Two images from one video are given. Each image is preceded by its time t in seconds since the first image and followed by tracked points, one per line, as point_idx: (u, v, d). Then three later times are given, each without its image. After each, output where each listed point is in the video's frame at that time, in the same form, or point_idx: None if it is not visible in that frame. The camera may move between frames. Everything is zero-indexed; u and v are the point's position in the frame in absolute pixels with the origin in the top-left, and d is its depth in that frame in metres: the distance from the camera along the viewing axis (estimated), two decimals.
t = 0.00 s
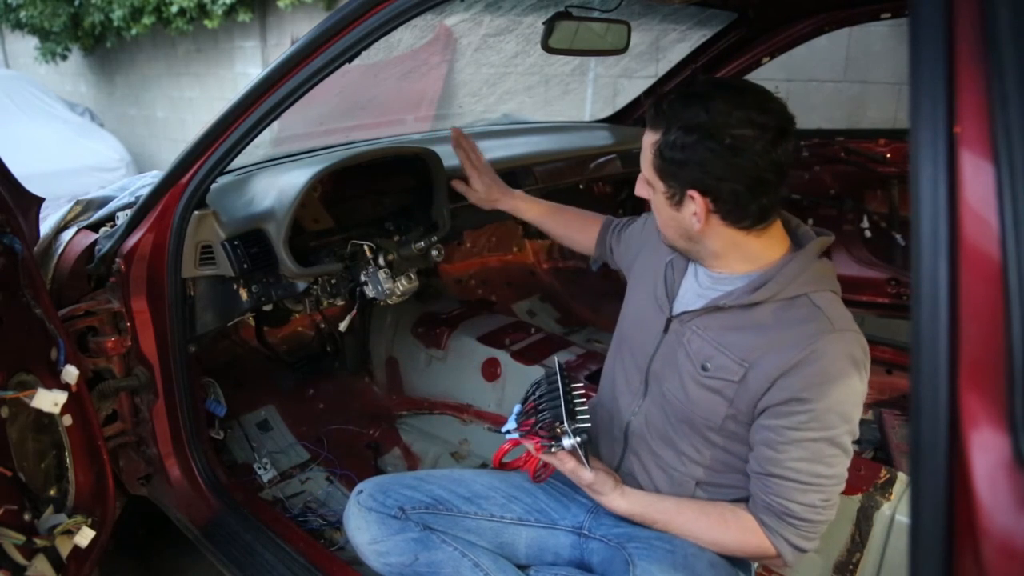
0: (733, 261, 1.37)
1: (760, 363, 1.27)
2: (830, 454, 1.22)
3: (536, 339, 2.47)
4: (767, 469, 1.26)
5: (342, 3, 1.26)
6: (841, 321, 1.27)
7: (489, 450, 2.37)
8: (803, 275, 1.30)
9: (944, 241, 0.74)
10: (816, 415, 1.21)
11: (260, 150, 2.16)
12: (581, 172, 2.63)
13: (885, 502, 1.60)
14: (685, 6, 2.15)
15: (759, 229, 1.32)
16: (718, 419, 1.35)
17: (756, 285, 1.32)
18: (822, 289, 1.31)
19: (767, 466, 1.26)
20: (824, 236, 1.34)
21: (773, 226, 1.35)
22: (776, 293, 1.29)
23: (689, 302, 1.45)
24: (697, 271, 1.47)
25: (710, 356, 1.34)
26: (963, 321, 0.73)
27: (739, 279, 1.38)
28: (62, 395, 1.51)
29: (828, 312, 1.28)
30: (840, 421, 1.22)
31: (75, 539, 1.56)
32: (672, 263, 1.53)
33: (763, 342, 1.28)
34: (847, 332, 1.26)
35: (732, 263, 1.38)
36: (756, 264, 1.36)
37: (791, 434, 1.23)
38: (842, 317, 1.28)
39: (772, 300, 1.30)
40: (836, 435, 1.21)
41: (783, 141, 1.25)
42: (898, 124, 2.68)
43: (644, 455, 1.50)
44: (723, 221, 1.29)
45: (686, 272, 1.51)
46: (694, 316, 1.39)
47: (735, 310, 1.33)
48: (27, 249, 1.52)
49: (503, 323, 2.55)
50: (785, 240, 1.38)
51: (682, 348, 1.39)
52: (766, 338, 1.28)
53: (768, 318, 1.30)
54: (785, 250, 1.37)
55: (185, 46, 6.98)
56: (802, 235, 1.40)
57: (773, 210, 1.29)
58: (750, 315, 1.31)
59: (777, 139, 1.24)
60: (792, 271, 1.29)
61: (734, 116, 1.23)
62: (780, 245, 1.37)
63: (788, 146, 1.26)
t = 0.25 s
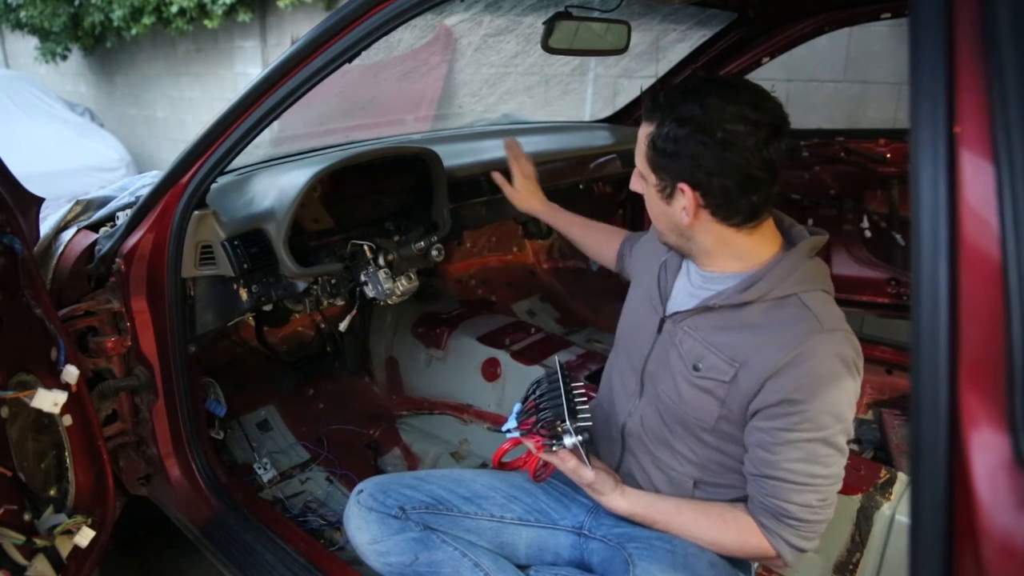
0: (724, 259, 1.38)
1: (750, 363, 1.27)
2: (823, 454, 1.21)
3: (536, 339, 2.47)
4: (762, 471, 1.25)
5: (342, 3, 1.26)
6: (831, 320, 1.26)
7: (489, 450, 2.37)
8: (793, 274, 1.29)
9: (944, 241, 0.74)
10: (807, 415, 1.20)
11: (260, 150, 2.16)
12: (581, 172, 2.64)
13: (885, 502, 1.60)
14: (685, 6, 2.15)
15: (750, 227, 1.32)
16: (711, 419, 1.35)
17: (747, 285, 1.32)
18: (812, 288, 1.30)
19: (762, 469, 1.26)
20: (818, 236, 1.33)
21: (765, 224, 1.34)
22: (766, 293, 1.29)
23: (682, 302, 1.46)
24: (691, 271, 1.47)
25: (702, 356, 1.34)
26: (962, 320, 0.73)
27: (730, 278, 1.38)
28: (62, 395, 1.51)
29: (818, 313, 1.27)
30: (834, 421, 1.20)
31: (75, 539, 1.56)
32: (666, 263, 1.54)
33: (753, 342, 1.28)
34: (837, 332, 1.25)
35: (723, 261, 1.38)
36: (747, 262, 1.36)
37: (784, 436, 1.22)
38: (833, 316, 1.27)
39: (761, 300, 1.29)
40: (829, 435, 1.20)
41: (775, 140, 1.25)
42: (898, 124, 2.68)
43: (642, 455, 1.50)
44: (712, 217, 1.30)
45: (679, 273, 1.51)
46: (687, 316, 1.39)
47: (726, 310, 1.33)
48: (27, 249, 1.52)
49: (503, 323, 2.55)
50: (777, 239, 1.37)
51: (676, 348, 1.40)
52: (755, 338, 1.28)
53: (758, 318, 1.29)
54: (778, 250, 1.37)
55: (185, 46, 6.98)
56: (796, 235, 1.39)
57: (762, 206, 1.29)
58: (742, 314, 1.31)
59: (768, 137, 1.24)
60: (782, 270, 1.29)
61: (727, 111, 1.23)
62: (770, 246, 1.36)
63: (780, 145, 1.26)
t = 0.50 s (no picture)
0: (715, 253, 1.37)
1: (738, 356, 1.28)
2: (810, 447, 1.21)
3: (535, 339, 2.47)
4: (753, 464, 1.25)
5: (342, 3, 1.26)
6: (818, 313, 1.26)
7: (489, 450, 2.37)
8: (782, 268, 1.29)
9: (944, 241, 0.74)
10: (795, 408, 1.20)
11: (260, 150, 2.16)
12: (581, 172, 2.66)
13: (885, 502, 1.59)
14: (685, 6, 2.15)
15: (742, 219, 1.32)
16: (702, 413, 1.35)
17: (737, 279, 1.32)
18: (801, 281, 1.30)
19: (753, 462, 1.26)
20: (813, 233, 1.32)
21: (757, 218, 1.34)
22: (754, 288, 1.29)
23: (677, 296, 1.46)
24: (685, 267, 1.48)
25: (693, 350, 1.35)
26: (962, 320, 0.73)
27: (722, 273, 1.38)
28: (62, 395, 1.51)
29: (805, 306, 1.26)
30: (823, 414, 1.20)
31: (75, 538, 1.56)
32: (663, 261, 1.55)
33: (742, 335, 1.28)
34: (824, 325, 1.25)
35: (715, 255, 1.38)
36: (739, 256, 1.36)
37: (773, 428, 1.22)
38: (821, 310, 1.27)
39: (750, 293, 1.29)
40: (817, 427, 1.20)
41: (765, 132, 1.27)
42: (899, 124, 2.68)
43: (640, 451, 1.50)
44: (704, 207, 1.30)
45: (674, 269, 1.52)
46: (678, 311, 1.40)
47: (717, 304, 1.34)
48: (27, 249, 1.52)
49: (503, 323, 2.54)
50: (770, 236, 1.37)
51: (668, 343, 1.40)
52: (744, 331, 1.28)
53: (747, 311, 1.30)
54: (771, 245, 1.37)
55: (185, 46, 6.98)
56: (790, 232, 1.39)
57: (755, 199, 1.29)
58: (731, 308, 1.32)
59: (758, 130, 1.26)
60: (771, 265, 1.29)
61: (719, 102, 1.25)
62: (761, 241, 1.36)
63: (770, 138, 1.27)
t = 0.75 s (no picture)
0: (729, 244, 1.37)
1: (745, 346, 1.28)
2: (798, 434, 1.20)
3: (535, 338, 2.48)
4: (734, 441, 1.26)
5: (342, 3, 1.26)
6: (824, 300, 1.27)
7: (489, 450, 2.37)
8: (787, 259, 1.30)
9: (944, 241, 0.74)
10: (788, 390, 1.21)
11: (260, 150, 2.16)
12: (581, 172, 2.66)
13: (885, 502, 1.58)
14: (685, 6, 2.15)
15: (754, 202, 1.34)
16: (706, 406, 1.35)
17: (743, 270, 1.32)
18: (807, 272, 1.31)
19: (734, 438, 1.26)
20: (814, 230, 1.36)
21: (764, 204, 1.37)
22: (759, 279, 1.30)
23: (683, 292, 1.46)
24: (692, 263, 1.48)
25: (700, 341, 1.35)
26: (963, 320, 0.73)
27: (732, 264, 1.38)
28: (62, 395, 1.51)
29: (811, 293, 1.28)
30: (812, 401, 1.20)
31: (74, 538, 1.56)
32: (668, 260, 1.56)
33: (750, 327, 1.29)
34: (830, 313, 1.26)
35: (731, 247, 1.37)
36: (754, 243, 1.36)
37: (760, 406, 1.22)
38: (826, 298, 1.28)
39: (758, 284, 1.30)
40: (807, 415, 1.20)
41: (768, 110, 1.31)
42: (898, 124, 2.68)
43: (640, 448, 1.49)
44: (731, 188, 1.29)
45: (681, 267, 1.52)
46: (685, 305, 1.40)
47: (726, 296, 1.34)
48: (27, 249, 1.52)
49: (503, 323, 2.58)
50: (776, 227, 1.39)
51: (676, 336, 1.40)
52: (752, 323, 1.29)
53: (754, 302, 1.30)
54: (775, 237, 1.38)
55: (185, 46, 6.98)
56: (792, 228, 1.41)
57: (756, 184, 1.31)
58: (739, 299, 1.32)
59: (762, 108, 1.30)
60: (778, 254, 1.30)
61: (726, 84, 1.29)
62: (772, 229, 1.37)
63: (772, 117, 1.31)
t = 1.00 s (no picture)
0: (739, 242, 1.37)
1: (750, 344, 1.28)
2: (792, 428, 1.21)
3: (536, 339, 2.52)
4: (725, 427, 1.27)
5: (342, 3, 1.26)
6: (831, 297, 1.28)
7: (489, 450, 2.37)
8: (793, 257, 1.31)
9: (944, 241, 0.74)
10: (787, 382, 1.21)
11: (260, 150, 2.16)
12: (581, 172, 2.65)
13: (885, 502, 1.58)
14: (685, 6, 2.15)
15: (766, 201, 1.35)
16: (711, 403, 1.35)
17: (750, 270, 1.33)
18: (814, 271, 1.31)
19: (726, 425, 1.27)
20: (813, 228, 1.36)
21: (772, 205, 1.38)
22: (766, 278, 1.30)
23: (689, 291, 1.46)
24: (695, 262, 1.48)
25: (705, 338, 1.35)
26: (962, 321, 0.73)
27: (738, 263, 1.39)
28: (62, 395, 1.51)
29: (817, 289, 1.28)
30: (810, 396, 1.21)
31: (74, 539, 1.56)
32: (669, 259, 1.54)
33: (756, 325, 1.29)
34: (836, 311, 1.26)
35: (740, 246, 1.37)
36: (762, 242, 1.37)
37: (757, 396, 1.23)
38: (833, 294, 1.29)
39: (766, 282, 1.30)
40: (804, 410, 1.20)
41: (775, 102, 1.31)
42: (899, 124, 2.68)
43: (642, 448, 1.49)
44: (757, 183, 1.31)
45: (684, 266, 1.51)
46: (690, 303, 1.40)
47: (733, 294, 1.34)
48: (27, 249, 1.52)
49: (504, 323, 2.61)
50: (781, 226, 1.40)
51: (680, 334, 1.40)
52: (757, 320, 1.29)
53: (760, 299, 1.30)
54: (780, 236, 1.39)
55: (185, 46, 6.98)
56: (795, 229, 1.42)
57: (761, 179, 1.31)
58: (744, 296, 1.32)
59: (770, 99, 1.30)
60: (784, 253, 1.31)
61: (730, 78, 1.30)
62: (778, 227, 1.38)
63: (780, 107, 1.32)
